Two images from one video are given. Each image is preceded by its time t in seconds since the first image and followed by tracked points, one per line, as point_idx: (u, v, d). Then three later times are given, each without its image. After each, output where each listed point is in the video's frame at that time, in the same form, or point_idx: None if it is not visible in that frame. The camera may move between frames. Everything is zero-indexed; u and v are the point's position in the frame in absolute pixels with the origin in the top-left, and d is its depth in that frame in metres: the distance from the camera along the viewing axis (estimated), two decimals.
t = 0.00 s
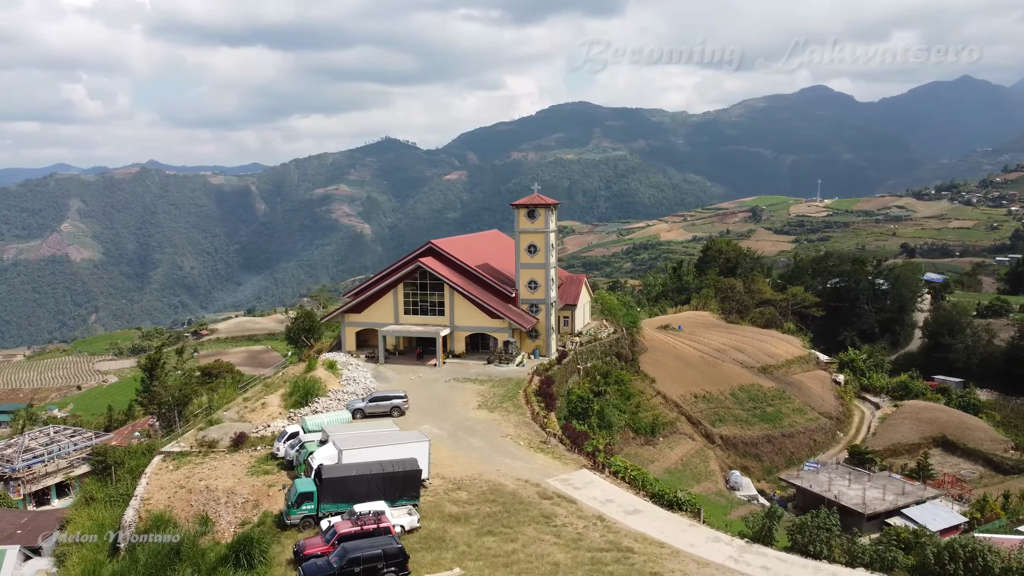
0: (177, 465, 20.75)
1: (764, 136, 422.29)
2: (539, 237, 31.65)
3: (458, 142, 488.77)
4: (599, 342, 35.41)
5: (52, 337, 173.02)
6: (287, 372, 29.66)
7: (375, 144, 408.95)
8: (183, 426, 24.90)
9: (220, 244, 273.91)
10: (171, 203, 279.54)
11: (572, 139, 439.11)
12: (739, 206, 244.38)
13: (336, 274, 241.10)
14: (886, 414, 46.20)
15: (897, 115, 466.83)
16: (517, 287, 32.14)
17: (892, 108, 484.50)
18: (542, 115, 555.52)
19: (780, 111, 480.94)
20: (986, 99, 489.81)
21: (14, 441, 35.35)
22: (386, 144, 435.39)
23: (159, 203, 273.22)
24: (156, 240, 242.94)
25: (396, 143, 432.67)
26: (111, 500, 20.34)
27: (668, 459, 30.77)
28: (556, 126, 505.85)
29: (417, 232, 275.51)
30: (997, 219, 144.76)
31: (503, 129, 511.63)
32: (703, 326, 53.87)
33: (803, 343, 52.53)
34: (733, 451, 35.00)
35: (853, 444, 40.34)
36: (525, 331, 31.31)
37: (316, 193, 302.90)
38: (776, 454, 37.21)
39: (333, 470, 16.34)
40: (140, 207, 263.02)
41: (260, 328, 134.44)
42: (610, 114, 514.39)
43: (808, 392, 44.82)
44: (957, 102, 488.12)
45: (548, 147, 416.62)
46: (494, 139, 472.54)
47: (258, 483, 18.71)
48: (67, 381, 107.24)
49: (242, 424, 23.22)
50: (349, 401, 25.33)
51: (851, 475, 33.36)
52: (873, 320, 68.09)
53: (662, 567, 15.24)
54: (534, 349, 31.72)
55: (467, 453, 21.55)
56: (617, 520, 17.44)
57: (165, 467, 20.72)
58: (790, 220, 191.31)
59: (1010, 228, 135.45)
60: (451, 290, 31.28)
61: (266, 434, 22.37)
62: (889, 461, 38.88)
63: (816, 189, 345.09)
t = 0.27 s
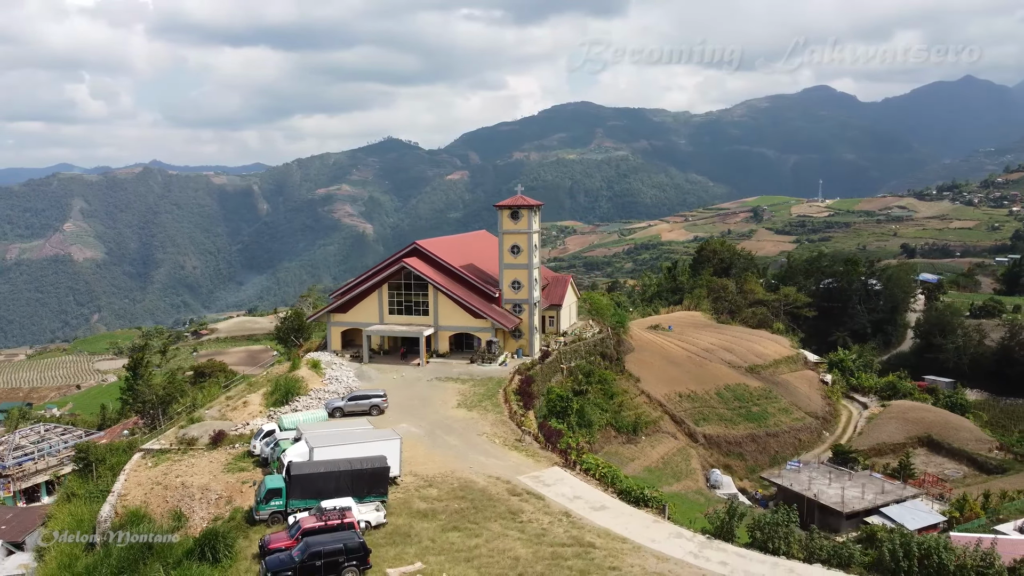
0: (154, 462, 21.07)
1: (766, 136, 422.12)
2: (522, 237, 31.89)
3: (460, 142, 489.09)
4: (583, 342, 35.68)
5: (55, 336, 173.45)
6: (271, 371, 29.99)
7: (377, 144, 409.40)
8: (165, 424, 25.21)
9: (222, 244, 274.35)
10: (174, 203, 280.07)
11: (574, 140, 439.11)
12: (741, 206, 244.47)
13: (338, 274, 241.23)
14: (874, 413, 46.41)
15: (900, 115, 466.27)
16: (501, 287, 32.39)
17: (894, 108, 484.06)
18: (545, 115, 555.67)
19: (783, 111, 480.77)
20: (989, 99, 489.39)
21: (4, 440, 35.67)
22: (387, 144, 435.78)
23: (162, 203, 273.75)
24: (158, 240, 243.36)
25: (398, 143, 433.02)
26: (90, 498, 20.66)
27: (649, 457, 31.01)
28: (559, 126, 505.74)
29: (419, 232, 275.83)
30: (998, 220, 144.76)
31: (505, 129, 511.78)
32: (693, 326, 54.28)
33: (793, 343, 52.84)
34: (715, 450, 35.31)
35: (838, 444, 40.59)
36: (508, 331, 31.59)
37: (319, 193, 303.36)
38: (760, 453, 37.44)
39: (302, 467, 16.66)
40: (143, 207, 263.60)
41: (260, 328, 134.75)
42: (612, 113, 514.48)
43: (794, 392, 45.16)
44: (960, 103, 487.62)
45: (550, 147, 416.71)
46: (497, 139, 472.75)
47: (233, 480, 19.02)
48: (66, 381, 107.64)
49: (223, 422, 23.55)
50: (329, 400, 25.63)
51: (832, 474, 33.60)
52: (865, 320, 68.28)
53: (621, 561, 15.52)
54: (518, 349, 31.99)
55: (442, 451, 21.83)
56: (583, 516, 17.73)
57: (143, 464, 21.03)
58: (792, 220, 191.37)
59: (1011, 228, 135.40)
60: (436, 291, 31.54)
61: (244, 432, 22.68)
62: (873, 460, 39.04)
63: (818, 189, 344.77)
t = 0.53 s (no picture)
0: (131, 460, 21.34)
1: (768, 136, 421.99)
2: (504, 238, 32.11)
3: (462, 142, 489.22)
4: (567, 342, 35.98)
5: (57, 336, 173.68)
6: (254, 371, 30.28)
7: (378, 144, 409.73)
8: (145, 422, 25.50)
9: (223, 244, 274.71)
10: (176, 203, 280.46)
11: (576, 140, 439.09)
12: (741, 206, 244.51)
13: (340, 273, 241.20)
14: (860, 413, 46.69)
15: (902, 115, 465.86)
16: (483, 288, 32.63)
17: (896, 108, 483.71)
18: (547, 115, 555.54)
19: (785, 110, 480.46)
20: (991, 99, 489.02)
21: None
22: (389, 144, 436.09)
23: (164, 203, 274.14)
24: (160, 240, 243.71)
25: (399, 142, 433.25)
26: (67, 496, 20.95)
27: (629, 456, 31.36)
28: (561, 126, 505.72)
29: (420, 232, 276.09)
30: (999, 220, 144.74)
31: (507, 129, 511.75)
32: (682, 327, 54.77)
33: (781, 344, 53.20)
34: (697, 450, 35.61)
35: (821, 443, 40.87)
36: (490, 331, 31.85)
37: (320, 193, 303.75)
38: (743, 453, 37.74)
39: (269, 465, 16.98)
40: (145, 206, 263.87)
41: (259, 327, 135.01)
42: (613, 113, 514.64)
43: (780, 391, 45.55)
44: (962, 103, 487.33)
45: (552, 147, 416.89)
46: (498, 139, 472.78)
47: (206, 478, 19.33)
48: (65, 381, 107.92)
49: (201, 421, 23.84)
50: (309, 399, 25.93)
51: (812, 473, 33.86)
52: (856, 320, 68.50)
53: (580, 558, 15.83)
54: (500, 348, 32.27)
55: (416, 449, 22.13)
56: (548, 513, 18.05)
57: (120, 462, 21.35)
58: (793, 220, 191.44)
59: (1011, 229, 135.34)
60: (418, 291, 31.81)
61: (221, 430, 22.99)
62: (855, 460, 39.25)
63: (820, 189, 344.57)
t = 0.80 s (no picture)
0: (106, 458, 21.63)
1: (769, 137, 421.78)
2: (486, 239, 32.26)
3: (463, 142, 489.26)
4: (550, 342, 36.24)
5: (58, 335, 173.79)
6: (236, 371, 30.59)
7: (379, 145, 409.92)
8: (126, 421, 25.77)
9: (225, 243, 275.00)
10: (177, 203, 280.76)
11: (577, 140, 439.12)
12: (742, 206, 244.56)
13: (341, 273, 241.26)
14: (846, 413, 46.96)
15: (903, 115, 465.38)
16: (465, 288, 32.80)
17: (898, 108, 483.45)
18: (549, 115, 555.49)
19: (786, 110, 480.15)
20: (992, 100, 488.58)
21: None
22: (390, 144, 436.24)
23: (165, 202, 274.48)
24: (161, 239, 243.94)
25: (400, 142, 433.39)
26: (44, 494, 21.25)
27: (609, 456, 31.65)
28: (562, 126, 505.80)
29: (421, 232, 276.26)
30: (999, 221, 144.66)
31: (508, 129, 511.79)
32: (671, 327, 55.27)
33: (768, 344, 53.58)
34: (679, 449, 35.91)
35: (805, 443, 41.15)
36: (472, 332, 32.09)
37: (322, 193, 304.02)
38: (725, 452, 38.03)
39: (237, 463, 17.31)
40: (146, 206, 264.09)
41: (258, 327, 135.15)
42: (615, 113, 514.67)
43: (765, 391, 45.94)
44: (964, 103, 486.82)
45: (553, 147, 416.85)
46: (499, 139, 472.90)
47: (178, 476, 19.61)
48: (62, 380, 108.15)
49: (179, 420, 24.11)
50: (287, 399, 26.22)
51: (792, 473, 34.14)
52: (847, 321, 68.67)
53: (540, 554, 16.09)
54: (482, 348, 32.49)
55: (390, 448, 22.41)
56: (513, 511, 18.31)
57: (97, 460, 21.64)
58: (793, 220, 191.39)
59: (1012, 229, 135.20)
60: (400, 292, 32.03)
61: (198, 430, 23.27)
62: (837, 460, 39.52)
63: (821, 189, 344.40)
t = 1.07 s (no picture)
0: (83, 456, 21.89)
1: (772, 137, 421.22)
2: (468, 240, 32.36)
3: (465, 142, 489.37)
4: (534, 342, 36.46)
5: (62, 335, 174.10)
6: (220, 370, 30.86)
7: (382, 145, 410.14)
8: (106, 418, 26.04)
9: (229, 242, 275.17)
10: (181, 202, 281.32)
11: (580, 140, 439.13)
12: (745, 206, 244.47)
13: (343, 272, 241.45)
14: (833, 413, 47.14)
15: (907, 115, 464.41)
16: (448, 289, 32.90)
17: (901, 108, 482.48)
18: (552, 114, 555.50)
19: (789, 110, 479.62)
20: (996, 100, 487.32)
21: None
22: (392, 144, 436.43)
23: (169, 202, 275.13)
24: (166, 239, 244.20)
25: (403, 142, 433.52)
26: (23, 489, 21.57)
27: (590, 455, 31.86)
28: (564, 126, 505.73)
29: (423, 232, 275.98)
30: (1001, 222, 144.31)
31: (511, 129, 511.81)
32: (661, 328, 55.65)
33: (757, 344, 53.88)
34: (661, 449, 36.26)
35: (789, 443, 41.38)
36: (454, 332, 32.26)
37: (324, 193, 304.44)
38: (709, 452, 38.27)
39: (205, 462, 17.52)
40: (150, 206, 264.61)
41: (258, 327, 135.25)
42: (617, 113, 514.50)
43: (752, 391, 46.23)
44: (967, 104, 485.78)
45: (556, 147, 416.84)
46: (501, 140, 473.15)
47: (151, 475, 19.86)
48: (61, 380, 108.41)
49: (158, 419, 24.37)
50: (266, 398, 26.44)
51: (773, 473, 34.32)
52: (840, 321, 68.87)
53: (500, 551, 16.32)
54: (464, 348, 32.63)
55: (364, 447, 22.66)
56: (480, 509, 18.54)
57: (75, 457, 21.88)
58: (795, 220, 191.15)
59: (1014, 230, 134.87)
60: (384, 293, 32.20)
61: (176, 428, 23.48)
62: (821, 460, 39.66)
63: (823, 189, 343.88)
